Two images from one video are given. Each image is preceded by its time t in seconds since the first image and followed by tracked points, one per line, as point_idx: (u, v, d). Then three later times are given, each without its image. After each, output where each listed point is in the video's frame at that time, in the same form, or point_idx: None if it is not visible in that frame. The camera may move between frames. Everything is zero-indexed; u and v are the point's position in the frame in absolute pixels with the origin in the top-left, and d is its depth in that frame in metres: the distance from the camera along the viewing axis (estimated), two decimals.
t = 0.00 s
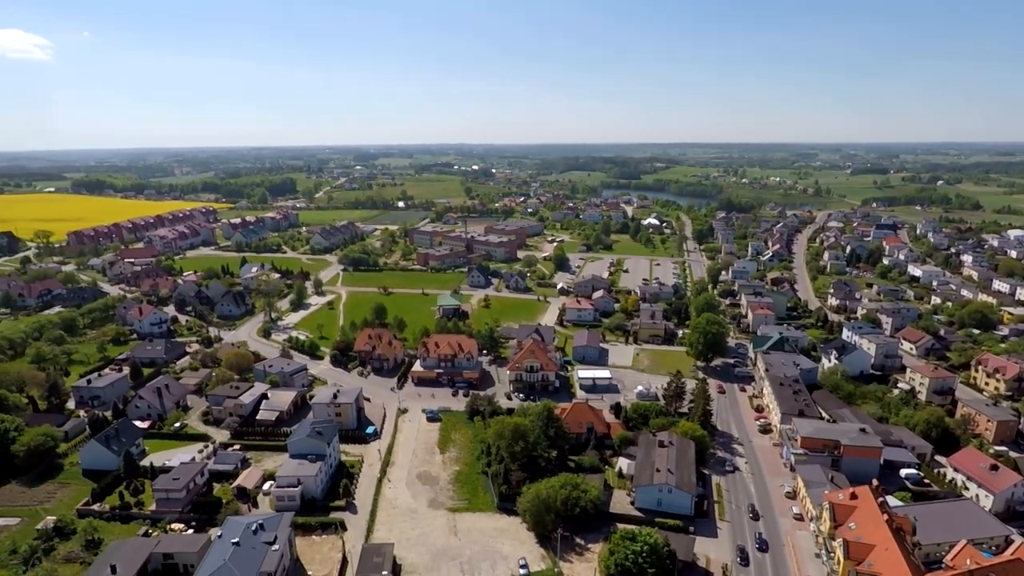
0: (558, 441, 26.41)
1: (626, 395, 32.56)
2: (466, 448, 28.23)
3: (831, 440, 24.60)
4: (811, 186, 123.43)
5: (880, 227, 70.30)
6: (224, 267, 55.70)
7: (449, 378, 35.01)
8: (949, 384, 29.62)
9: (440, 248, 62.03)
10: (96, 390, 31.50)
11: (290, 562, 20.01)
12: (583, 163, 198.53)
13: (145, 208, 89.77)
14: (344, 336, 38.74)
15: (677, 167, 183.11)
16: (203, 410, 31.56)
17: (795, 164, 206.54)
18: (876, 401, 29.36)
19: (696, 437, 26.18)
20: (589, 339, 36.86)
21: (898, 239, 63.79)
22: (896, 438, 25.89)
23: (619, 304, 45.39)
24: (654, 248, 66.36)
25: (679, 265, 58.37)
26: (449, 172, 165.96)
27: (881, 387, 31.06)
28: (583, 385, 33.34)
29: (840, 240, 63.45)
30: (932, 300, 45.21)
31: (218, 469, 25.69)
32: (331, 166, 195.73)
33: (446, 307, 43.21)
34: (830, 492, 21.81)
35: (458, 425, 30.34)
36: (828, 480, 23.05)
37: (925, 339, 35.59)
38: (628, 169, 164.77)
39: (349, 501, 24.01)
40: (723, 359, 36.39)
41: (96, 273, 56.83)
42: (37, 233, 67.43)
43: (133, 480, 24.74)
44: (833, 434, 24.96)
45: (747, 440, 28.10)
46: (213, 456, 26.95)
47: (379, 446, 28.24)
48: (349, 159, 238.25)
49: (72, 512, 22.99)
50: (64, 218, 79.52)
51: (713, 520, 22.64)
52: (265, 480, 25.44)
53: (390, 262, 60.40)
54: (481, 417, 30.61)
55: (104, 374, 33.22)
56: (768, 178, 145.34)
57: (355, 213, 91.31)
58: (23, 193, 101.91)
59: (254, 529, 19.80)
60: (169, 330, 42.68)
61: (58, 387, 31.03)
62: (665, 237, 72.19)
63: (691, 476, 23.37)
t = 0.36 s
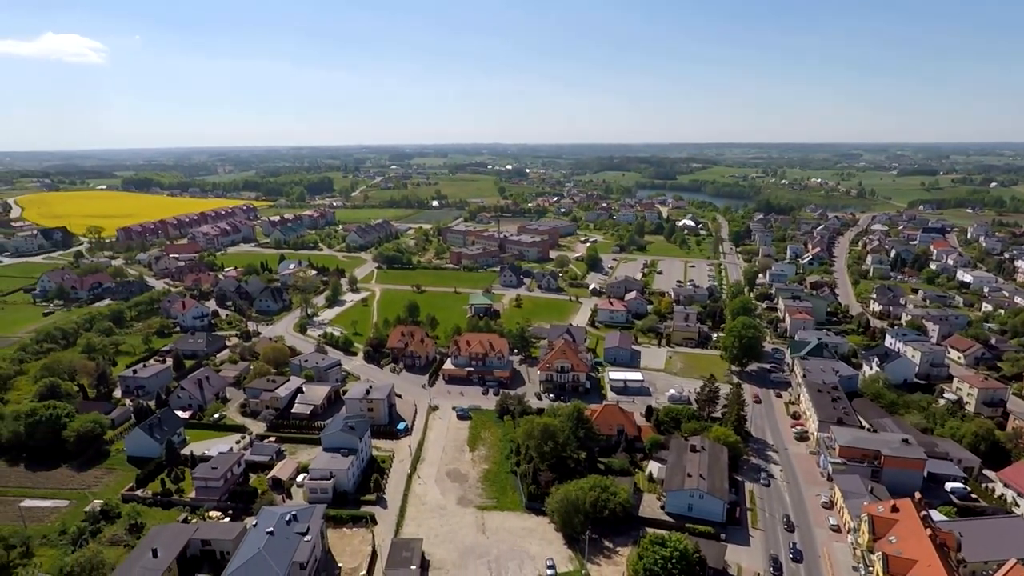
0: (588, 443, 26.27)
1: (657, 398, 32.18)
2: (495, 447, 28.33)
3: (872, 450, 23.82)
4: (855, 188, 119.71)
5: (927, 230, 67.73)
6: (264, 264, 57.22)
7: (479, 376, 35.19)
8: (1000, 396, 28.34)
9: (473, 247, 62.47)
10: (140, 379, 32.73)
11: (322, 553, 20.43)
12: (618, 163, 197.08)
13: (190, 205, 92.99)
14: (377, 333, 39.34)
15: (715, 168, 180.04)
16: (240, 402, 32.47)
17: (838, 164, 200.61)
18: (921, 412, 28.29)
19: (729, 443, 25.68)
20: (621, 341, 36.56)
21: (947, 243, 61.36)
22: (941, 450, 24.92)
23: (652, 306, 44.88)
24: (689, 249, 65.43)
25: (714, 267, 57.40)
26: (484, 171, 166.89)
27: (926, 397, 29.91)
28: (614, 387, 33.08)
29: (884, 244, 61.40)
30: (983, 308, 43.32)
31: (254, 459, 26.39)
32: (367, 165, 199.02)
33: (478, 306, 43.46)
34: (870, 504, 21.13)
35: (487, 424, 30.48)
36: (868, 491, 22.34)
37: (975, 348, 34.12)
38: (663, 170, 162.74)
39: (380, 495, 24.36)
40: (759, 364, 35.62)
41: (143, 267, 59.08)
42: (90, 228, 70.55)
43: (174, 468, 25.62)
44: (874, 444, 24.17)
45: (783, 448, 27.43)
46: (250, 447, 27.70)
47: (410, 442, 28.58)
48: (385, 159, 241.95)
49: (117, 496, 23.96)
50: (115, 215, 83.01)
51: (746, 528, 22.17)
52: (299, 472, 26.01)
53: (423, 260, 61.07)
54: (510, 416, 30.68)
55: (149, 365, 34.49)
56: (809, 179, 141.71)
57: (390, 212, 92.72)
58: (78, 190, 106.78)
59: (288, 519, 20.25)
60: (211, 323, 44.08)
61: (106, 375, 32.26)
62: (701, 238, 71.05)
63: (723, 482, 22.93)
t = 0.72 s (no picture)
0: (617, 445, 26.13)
1: (689, 402, 31.72)
2: (524, 446, 28.39)
3: (914, 462, 22.99)
4: (901, 190, 115.62)
5: (979, 234, 64.94)
6: (301, 260, 58.55)
7: (509, 376, 35.30)
8: None
9: (505, 246, 62.68)
10: (182, 371, 33.91)
11: (351, 546, 20.80)
12: (652, 163, 194.92)
13: (232, 203, 95.83)
14: (409, 330, 39.85)
15: (752, 168, 176.34)
16: (276, 395, 33.30)
17: (882, 165, 194.11)
18: (968, 423, 27.16)
19: (763, 449, 25.13)
20: (653, 343, 36.19)
21: (1000, 247, 58.76)
22: (989, 463, 23.88)
23: (685, 308, 44.28)
24: (725, 251, 64.29)
25: (750, 270, 56.28)
26: (516, 171, 167.28)
27: (973, 408, 28.71)
28: (645, 390, 32.75)
29: (931, 248, 59.14)
30: None
31: (288, 452, 27.05)
32: (402, 164, 201.61)
33: (509, 306, 43.59)
34: (911, 517, 20.39)
35: (517, 423, 30.54)
36: (909, 504, 21.56)
37: None
38: (699, 170, 160.20)
39: (409, 491, 24.66)
40: (795, 370, 34.76)
41: (187, 262, 61.17)
42: (137, 224, 73.39)
43: (213, 458, 26.47)
44: (916, 455, 23.32)
45: (820, 456, 26.71)
46: (284, 439, 28.39)
47: (440, 439, 28.85)
48: (420, 158, 244.74)
49: (159, 483, 24.89)
50: (161, 211, 86.19)
51: (779, 538, 21.67)
52: (332, 465, 26.55)
53: (456, 259, 61.55)
54: (540, 416, 30.68)
55: (190, 357, 35.70)
56: (852, 180, 137.68)
57: (424, 210, 93.76)
58: (127, 188, 111.37)
59: (320, 511, 20.69)
60: (249, 318, 45.35)
61: (150, 366, 33.57)
62: (737, 240, 69.74)
63: (756, 489, 22.47)
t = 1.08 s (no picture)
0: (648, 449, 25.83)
1: (722, 407, 31.15)
2: (553, 446, 28.35)
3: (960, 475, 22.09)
4: (950, 191, 111.09)
5: None
6: (336, 258, 59.70)
7: (540, 376, 35.29)
8: None
9: (537, 246, 62.69)
10: (222, 363, 34.95)
11: (381, 540, 21.10)
12: (687, 163, 192.05)
13: (271, 201, 98.36)
14: (441, 328, 40.22)
15: (792, 169, 172.02)
16: (310, 389, 34.03)
17: (930, 166, 186.85)
18: (1019, 437, 25.94)
19: (799, 457, 24.49)
20: (686, 346, 35.67)
21: None
22: None
23: (720, 311, 43.50)
24: (762, 254, 62.91)
25: (788, 272, 54.92)
26: (549, 171, 166.97)
27: None
28: (678, 393, 32.30)
29: (983, 252, 56.67)
30: None
31: (321, 445, 27.60)
32: (436, 163, 203.27)
33: (541, 305, 43.57)
34: (955, 533, 19.59)
35: (546, 423, 30.50)
36: (954, 519, 20.72)
37: None
38: (736, 171, 157.02)
39: (438, 487, 24.89)
40: (834, 376, 33.77)
41: (227, 258, 63.03)
42: (181, 221, 76.00)
43: (249, 448, 27.20)
44: (962, 468, 22.40)
45: (859, 466, 25.90)
46: (318, 432, 28.99)
47: (469, 437, 29.05)
48: (454, 158, 246.63)
49: (198, 471, 25.71)
50: (204, 208, 89.00)
51: (814, 548, 21.09)
52: (363, 459, 26.98)
53: (488, 258, 61.83)
54: (570, 417, 30.59)
55: (229, 350, 36.78)
56: (898, 182, 132.90)
57: (457, 209, 94.45)
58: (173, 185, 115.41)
59: (351, 504, 21.05)
60: (286, 313, 46.46)
61: (191, 358, 34.71)
62: (775, 242, 68.16)
63: (790, 498, 21.91)
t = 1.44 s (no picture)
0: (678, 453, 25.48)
1: (757, 412, 30.48)
2: (582, 448, 28.22)
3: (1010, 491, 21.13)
4: (1005, 194, 106.13)
5: None
6: (371, 255, 60.66)
7: (570, 376, 35.15)
8: None
9: (569, 246, 62.45)
10: (259, 357, 35.92)
11: (410, 535, 21.38)
12: (725, 163, 188.41)
13: (308, 199, 100.42)
14: (473, 327, 40.46)
15: (834, 170, 167.02)
16: (344, 384, 34.67)
17: (983, 167, 178.82)
18: None
19: (837, 466, 23.79)
20: (720, 349, 35.03)
21: None
22: None
23: (756, 315, 42.57)
24: (801, 256, 61.28)
25: (828, 276, 53.38)
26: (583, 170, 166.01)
27: None
28: (711, 397, 31.75)
29: None
30: None
31: (354, 439, 28.09)
32: (469, 163, 204.31)
33: (572, 305, 43.40)
34: (1004, 551, 18.75)
35: (576, 424, 30.37)
36: (1003, 537, 19.83)
37: None
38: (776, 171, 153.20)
39: (467, 485, 25.06)
40: (876, 384, 32.69)
41: (266, 254, 64.67)
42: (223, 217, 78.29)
43: (284, 441, 27.88)
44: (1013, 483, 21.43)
45: (900, 478, 25.00)
46: (351, 427, 29.52)
47: (499, 436, 29.15)
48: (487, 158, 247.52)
49: (235, 461, 26.48)
50: (245, 206, 91.51)
51: (852, 561, 20.46)
52: (394, 455, 27.36)
53: (520, 257, 61.90)
54: (600, 418, 30.40)
55: (267, 344, 37.76)
56: (948, 183, 127.54)
57: (489, 209, 94.87)
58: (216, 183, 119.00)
59: (381, 499, 21.40)
60: (321, 309, 47.44)
61: (230, 351, 35.76)
62: (815, 245, 66.30)
63: (827, 508, 21.32)
